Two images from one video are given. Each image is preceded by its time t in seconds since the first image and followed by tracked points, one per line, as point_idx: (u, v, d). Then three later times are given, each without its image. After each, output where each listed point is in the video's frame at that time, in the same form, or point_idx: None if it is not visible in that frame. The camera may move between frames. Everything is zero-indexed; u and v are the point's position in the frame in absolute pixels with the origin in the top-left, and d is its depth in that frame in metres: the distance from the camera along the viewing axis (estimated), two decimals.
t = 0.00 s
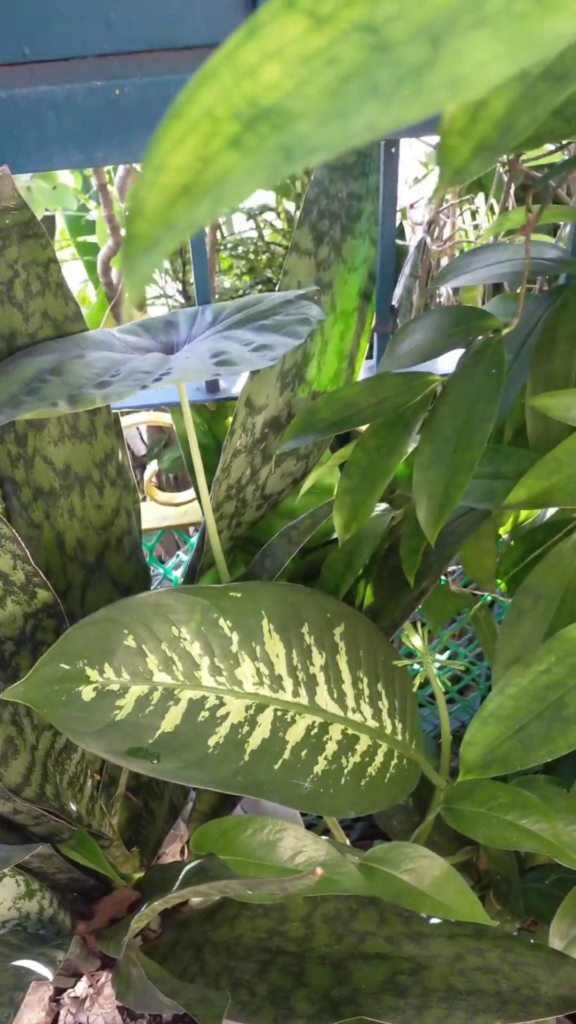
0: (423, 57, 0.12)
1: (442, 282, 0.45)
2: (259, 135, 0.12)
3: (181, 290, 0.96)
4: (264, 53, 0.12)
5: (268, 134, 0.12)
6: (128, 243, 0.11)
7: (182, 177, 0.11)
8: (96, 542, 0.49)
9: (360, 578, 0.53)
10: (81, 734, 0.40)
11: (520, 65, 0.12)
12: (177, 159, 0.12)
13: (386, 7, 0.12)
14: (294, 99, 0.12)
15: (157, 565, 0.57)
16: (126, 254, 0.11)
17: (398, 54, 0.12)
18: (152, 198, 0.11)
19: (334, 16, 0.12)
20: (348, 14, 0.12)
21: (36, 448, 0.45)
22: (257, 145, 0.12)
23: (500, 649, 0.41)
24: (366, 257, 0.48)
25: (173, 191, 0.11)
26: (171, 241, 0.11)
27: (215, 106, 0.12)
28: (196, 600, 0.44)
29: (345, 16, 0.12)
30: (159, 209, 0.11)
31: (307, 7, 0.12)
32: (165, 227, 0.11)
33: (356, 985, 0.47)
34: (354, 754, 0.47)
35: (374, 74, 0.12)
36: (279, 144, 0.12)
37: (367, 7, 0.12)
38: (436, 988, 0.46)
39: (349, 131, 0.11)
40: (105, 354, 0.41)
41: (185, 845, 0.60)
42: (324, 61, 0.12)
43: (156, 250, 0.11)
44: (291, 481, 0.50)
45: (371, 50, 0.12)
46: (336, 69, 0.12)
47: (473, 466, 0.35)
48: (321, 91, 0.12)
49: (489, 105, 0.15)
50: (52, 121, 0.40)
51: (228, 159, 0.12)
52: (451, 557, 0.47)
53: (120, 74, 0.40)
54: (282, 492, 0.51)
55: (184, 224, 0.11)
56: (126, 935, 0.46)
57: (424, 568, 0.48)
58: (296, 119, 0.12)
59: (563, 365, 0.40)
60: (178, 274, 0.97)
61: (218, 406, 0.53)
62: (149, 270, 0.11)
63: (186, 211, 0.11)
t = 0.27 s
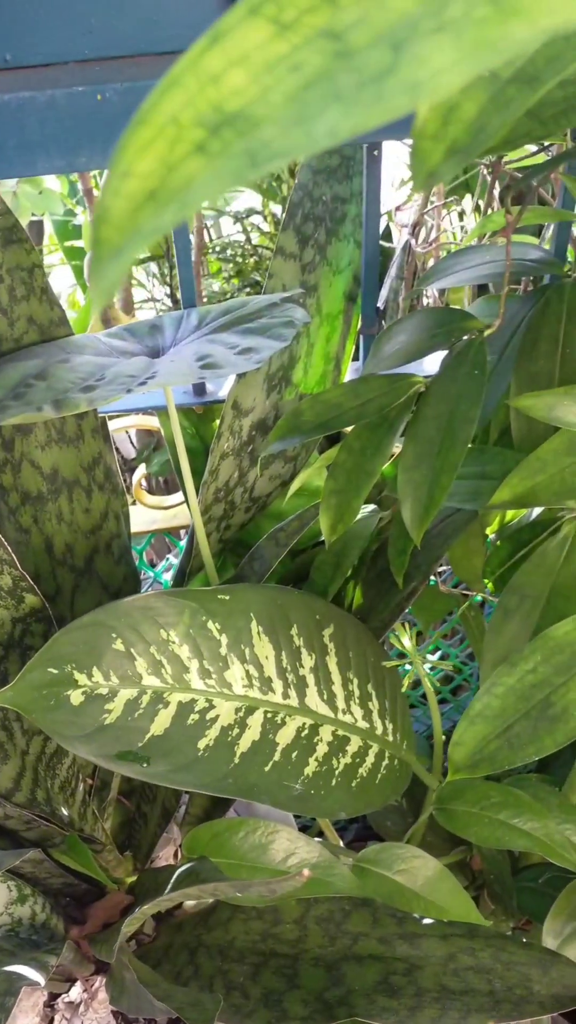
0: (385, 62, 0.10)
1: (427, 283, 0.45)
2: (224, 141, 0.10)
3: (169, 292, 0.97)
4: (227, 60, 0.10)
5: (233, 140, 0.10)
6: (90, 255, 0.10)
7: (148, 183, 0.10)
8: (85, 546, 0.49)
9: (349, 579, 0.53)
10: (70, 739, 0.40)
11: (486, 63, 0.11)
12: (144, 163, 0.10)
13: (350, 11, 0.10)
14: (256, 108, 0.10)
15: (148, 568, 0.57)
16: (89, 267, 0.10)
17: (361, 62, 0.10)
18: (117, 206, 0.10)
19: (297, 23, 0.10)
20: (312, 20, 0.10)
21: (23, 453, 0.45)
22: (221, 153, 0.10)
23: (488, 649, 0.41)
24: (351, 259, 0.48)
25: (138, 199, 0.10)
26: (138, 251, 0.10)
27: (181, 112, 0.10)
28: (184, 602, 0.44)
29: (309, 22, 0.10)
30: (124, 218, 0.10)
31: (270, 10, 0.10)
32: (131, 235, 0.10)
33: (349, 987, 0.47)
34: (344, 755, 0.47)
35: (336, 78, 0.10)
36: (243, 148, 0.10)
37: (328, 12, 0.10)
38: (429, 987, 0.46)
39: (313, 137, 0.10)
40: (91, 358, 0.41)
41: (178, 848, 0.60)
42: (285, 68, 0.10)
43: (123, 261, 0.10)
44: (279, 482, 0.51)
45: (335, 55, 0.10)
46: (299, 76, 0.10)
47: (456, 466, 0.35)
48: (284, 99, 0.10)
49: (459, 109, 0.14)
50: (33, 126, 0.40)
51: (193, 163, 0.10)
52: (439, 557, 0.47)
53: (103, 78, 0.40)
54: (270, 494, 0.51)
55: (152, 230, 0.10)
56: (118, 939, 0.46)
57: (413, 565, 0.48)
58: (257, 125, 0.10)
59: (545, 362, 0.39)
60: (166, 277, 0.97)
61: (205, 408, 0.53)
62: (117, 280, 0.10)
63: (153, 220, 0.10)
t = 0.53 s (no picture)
0: (345, 64, 0.10)
1: (411, 285, 0.45)
2: (187, 147, 0.10)
3: (155, 295, 0.97)
4: (190, 63, 0.10)
5: (196, 144, 0.10)
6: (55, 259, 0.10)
7: (112, 185, 0.10)
8: (73, 550, 0.49)
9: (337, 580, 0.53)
10: (58, 743, 0.40)
11: (451, 61, 0.10)
12: (109, 164, 0.10)
13: (311, 14, 0.10)
14: (218, 110, 0.10)
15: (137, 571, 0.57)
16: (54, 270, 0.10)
17: (323, 66, 0.10)
18: (82, 210, 0.10)
19: (258, 27, 0.10)
20: (273, 25, 0.10)
21: (9, 458, 0.45)
22: (183, 160, 0.10)
23: (474, 648, 0.41)
24: (334, 261, 0.49)
25: (104, 201, 0.10)
26: (103, 254, 0.10)
27: (144, 116, 0.10)
28: (171, 605, 0.44)
29: (270, 27, 0.10)
30: (89, 221, 0.10)
31: (232, 16, 0.10)
32: (96, 237, 0.10)
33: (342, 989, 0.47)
34: (334, 756, 0.47)
35: (298, 81, 0.10)
36: (205, 152, 0.10)
37: (290, 17, 0.10)
38: (421, 989, 0.47)
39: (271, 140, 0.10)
40: (75, 362, 0.42)
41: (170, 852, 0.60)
42: (248, 71, 0.10)
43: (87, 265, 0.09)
44: (266, 484, 0.51)
45: (295, 58, 0.10)
46: (260, 79, 0.10)
47: (438, 466, 0.35)
48: (245, 102, 0.10)
49: (430, 107, 0.14)
50: (15, 134, 0.41)
51: (158, 166, 0.10)
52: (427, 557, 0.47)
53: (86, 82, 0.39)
54: (258, 496, 0.51)
55: (117, 232, 0.10)
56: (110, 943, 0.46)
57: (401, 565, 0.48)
58: (220, 130, 0.10)
59: (528, 361, 0.40)
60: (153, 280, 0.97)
61: (191, 411, 0.53)
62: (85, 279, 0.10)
63: (118, 223, 0.10)
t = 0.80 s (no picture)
0: (288, 64, 0.11)
1: (386, 285, 0.45)
2: (134, 145, 0.11)
3: (136, 299, 0.97)
4: (136, 63, 0.11)
5: (142, 141, 0.11)
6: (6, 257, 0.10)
7: (59, 185, 0.11)
8: (54, 553, 0.49)
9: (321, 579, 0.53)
10: (39, 746, 0.40)
11: (389, 57, 0.11)
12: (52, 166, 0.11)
13: (255, 13, 0.11)
14: (164, 110, 0.11)
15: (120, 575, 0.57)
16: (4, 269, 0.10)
17: (268, 63, 0.11)
18: (28, 209, 0.11)
19: (204, 26, 0.11)
20: (218, 24, 0.11)
21: None
22: (130, 156, 0.11)
23: (454, 645, 0.41)
24: (311, 262, 0.49)
25: (50, 201, 0.11)
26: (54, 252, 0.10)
27: (90, 115, 0.11)
28: (152, 606, 0.44)
29: (215, 27, 0.11)
30: (39, 221, 0.10)
31: (177, 16, 0.11)
32: (44, 237, 0.10)
33: (330, 987, 0.47)
34: (318, 755, 0.47)
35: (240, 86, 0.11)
36: (152, 151, 0.11)
37: (233, 14, 0.11)
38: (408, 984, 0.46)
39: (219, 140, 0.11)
40: (52, 365, 0.42)
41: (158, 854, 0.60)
42: (194, 69, 0.11)
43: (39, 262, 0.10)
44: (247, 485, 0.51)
45: (240, 56, 0.11)
46: (207, 77, 0.11)
47: (414, 466, 0.35)
48: (192, 100, 0.11)
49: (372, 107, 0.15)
50: None
51: (105, 166, 0.11)
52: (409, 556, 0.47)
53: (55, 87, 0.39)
54: (239, 497, 0.51)
55: (66, 231, 0.10)
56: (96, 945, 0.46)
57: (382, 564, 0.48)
58: (165, 129, 0.11)
59: (502, 361, 0.40)
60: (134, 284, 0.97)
61: (171, 413, 0.54)
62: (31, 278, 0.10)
63: (67, 223, 0.10)
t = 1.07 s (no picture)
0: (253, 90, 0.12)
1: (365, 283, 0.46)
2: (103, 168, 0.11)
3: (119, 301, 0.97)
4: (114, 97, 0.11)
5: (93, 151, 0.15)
6: None
7: (17, 184, 0.14)
8: (37, 555, 0.49)
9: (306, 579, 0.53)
10: (23, 748, 0.40)
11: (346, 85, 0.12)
12: (9, 164, 0.14)
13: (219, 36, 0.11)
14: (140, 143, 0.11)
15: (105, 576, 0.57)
16: None
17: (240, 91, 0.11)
18: None
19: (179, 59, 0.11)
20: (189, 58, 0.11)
21: None
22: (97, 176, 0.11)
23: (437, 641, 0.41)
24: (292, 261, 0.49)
25: (9, 199, 0.14)
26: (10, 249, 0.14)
27: (45, 115, 0.14)
28: (136, 607, 0.44)
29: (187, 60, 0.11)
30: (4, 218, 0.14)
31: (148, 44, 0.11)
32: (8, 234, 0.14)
33: (319, 985, 0.47)
34: (305, 753, 0.48)
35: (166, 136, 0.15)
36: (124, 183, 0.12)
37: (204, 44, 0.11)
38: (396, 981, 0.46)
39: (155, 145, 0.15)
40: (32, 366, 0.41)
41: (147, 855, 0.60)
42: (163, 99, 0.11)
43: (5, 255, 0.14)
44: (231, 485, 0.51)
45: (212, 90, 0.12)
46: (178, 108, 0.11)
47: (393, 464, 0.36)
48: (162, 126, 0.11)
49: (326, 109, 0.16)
50: None
51: (61, 165, 0.14)
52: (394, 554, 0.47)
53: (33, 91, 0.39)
54: (223, 497, 0.51)
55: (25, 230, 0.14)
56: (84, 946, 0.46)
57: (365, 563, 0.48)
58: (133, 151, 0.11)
59: (481, 359, 0.40)
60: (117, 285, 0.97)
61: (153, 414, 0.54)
62: None
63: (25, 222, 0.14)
